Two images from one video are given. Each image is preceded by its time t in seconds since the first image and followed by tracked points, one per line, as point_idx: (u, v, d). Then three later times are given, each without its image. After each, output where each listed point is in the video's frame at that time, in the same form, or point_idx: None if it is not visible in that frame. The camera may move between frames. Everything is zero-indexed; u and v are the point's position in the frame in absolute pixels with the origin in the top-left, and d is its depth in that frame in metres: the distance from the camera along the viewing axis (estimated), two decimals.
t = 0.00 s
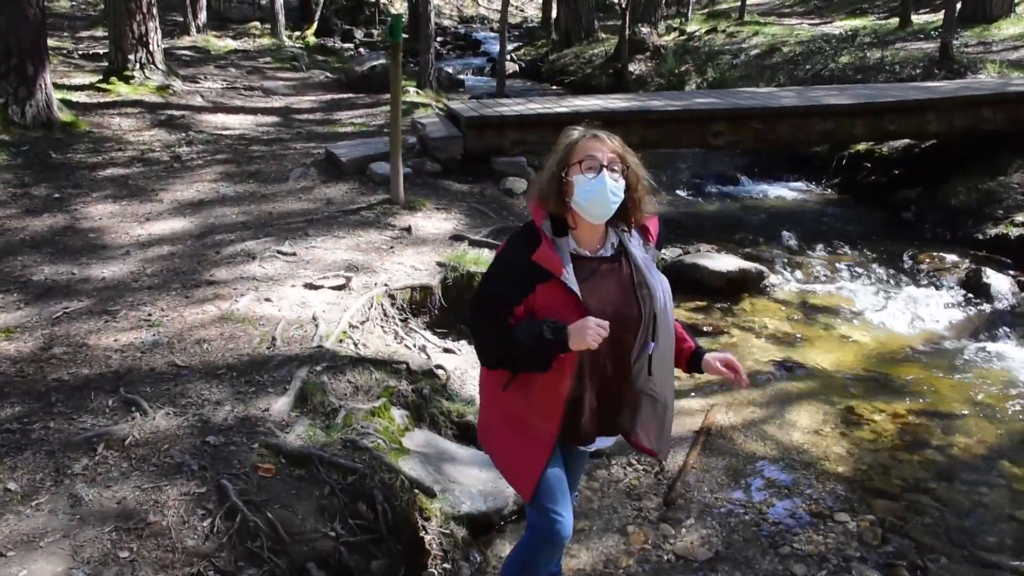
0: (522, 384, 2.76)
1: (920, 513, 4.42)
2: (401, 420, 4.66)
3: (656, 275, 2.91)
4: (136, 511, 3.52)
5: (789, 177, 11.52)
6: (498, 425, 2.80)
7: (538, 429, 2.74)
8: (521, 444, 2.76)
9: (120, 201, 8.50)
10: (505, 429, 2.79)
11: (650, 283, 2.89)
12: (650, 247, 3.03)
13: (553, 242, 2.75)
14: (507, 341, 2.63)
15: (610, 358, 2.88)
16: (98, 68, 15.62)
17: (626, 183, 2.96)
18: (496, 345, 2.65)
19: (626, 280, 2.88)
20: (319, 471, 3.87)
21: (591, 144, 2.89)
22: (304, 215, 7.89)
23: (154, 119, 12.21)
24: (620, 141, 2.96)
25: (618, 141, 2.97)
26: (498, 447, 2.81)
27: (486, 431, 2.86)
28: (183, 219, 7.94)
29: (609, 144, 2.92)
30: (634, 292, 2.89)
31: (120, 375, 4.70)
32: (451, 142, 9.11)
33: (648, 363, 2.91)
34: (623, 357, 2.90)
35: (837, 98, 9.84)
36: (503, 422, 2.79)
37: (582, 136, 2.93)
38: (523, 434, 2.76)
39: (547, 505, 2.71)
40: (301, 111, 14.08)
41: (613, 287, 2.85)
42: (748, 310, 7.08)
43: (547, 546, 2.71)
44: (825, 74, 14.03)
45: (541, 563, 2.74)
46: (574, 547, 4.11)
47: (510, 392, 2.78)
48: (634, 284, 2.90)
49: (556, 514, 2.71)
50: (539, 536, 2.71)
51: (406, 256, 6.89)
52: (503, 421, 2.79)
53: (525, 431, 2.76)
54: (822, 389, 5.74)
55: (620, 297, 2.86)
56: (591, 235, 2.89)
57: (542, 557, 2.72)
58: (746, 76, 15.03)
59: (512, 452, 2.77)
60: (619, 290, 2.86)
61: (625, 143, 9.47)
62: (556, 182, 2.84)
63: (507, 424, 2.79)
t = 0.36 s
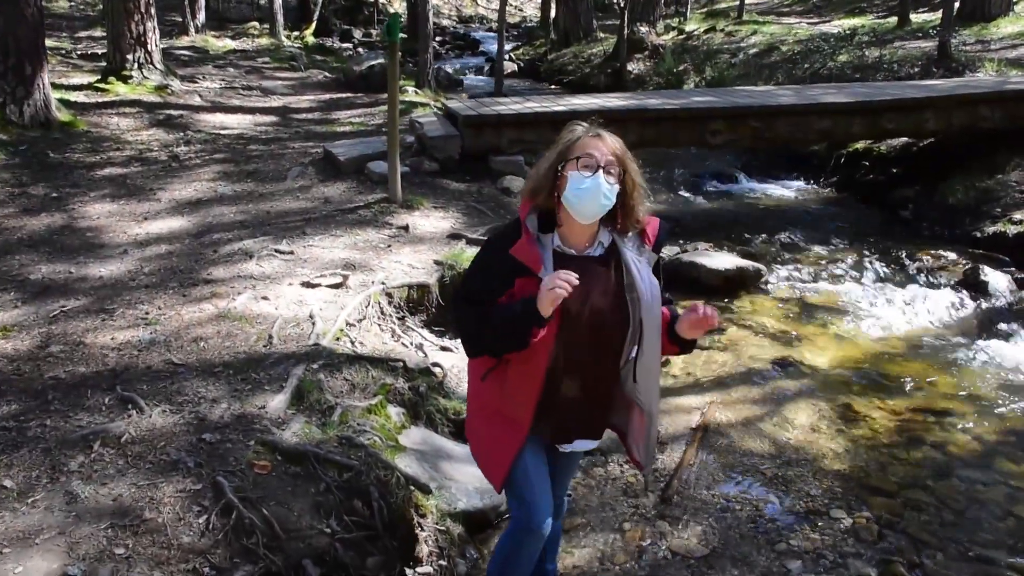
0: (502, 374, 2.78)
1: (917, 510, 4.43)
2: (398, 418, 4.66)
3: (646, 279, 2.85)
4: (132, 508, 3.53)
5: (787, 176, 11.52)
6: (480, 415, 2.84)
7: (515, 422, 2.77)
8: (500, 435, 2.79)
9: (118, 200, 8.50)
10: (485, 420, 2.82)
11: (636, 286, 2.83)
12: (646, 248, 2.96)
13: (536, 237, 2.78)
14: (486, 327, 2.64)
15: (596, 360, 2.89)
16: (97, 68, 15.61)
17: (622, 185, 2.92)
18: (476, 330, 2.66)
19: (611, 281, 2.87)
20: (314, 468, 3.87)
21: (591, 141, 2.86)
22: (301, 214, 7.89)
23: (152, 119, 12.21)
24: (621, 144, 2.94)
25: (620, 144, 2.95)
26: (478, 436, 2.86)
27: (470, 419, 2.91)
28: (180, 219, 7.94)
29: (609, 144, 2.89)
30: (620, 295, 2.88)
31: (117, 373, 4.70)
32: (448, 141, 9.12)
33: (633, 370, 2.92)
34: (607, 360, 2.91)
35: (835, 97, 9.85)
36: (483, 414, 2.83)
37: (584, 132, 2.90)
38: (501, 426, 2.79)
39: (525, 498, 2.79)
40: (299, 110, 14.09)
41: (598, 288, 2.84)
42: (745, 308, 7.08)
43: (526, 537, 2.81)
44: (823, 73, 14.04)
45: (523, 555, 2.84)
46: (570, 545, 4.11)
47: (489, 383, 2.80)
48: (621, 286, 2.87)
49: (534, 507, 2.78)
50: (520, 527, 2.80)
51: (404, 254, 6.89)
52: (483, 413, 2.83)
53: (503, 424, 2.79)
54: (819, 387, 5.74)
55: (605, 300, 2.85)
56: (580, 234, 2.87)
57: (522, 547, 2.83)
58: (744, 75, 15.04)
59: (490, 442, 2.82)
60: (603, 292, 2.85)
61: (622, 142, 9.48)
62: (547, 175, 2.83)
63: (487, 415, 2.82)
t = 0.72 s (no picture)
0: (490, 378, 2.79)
1: (911, 507, 4.45)
2: (395, 415, 4.68)
3: (633, 283, 2.87)
4: (130, 503, 3.55)
5: (785, 176, 11.55)
6: (467, 413, 2.87)
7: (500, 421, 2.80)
8: (489, 435, 2.81)
9: (118, 200, 8.53)
10: (472, 419, 2.85)
11: (622, 290, 2.85)
12: (635, 251, 2.97)
13: (522, 242, 2.77)
14: (478, 331, 2.66)
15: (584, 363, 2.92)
16: (98, 68, 15.65)
17: (616, 195, 2.95)
18: (470, 335, 2.67)
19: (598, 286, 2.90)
20: (312, 464, 3.90)
21: (587, 151, 2.89)
22: (301, 213, 7.92)
23: (153, 119, 12.24)
24: (617, 153, 2.96)
25: (617, 155, 2.97)
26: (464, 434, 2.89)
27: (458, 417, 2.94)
28: (180, 218, 7.97)
29: (606, 155, 2.91)
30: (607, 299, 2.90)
31: (117, 370, 4.73)
32: (447, 141, 9.17)
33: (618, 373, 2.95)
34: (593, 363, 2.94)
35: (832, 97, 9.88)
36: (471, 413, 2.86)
37: (581, 140, 2.92)
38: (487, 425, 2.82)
39: (513, 495, 2.81)
40: (299, 111, 14.13)
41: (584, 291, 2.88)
42: (742, 307, 7.11)
43: (515, 534, 2.81)
44: (821, 73, 14.08)
45: (513, 553, 2.84)
46: (566, 542, 4.13)
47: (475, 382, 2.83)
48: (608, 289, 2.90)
49: (523, 504, 2.80)
50: (508, 524, 2.81)
51: (402, 253, 6.92)
52: (471, 412, 2.86)
53: (489, 423, 2.82)
54: (814, 385, 5.77)
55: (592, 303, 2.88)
56: (564, 241, 2.89)
57: (510, 544, 2.83)
58: (743, 76, 15.10)
59: (476, 441, 2.84)
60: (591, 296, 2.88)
61: (620, 142, 9.50)
62: (540, 182, 2.86)
63: (474, 413, 2.85)
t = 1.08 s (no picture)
0: (488, 378, 2.77)
1: (906, 501, 4.45)
2: (390, 410, 4.68)
3: (622, 283, 2.88)
4: (123, 496, 3.55)
5: (783, 174, 11.55)
6: (457, 411, 2.85)
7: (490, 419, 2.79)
8: (478, 433, 2.80)
9: (115, 197, 8.53)
10: (463, 416, 2.84)
11: (611, 291, 2.86)
12: (624, 252, 2.96)
13: (510, 245, 2.78)
14: (482, 332, 2.67)
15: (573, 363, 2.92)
16: (96, 67, 15.64)
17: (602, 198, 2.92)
18: (475, 333, 2.69)
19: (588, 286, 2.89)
20: (305, 458, 3.90)
21: (570, 156, 2.85)
22: (297, 210, 7.92)
23: (150, 118, 12.23)
24: (602, 154, 2.93)
25: (603, 157, 2.94)
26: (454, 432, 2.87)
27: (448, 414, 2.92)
28: (177, 215, 7.97)
29: (591, 159, 2.87)
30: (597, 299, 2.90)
31: (111, 365, 4.73)
32: (444, 138, 9.18)
33: (606, 371, 2.98)
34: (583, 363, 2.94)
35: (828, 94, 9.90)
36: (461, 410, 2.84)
37: (566, 143, 2.89)
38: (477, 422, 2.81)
39: (505, 488, 2.83)
40: (296, 109, 14.13)
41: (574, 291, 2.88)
42: (738, 304, 7.11)
43: (506, 525, 2.85)
44: (818, 72, 14.08)
45: (505, 544, 2.88)
46: (560, 535, 4.13)
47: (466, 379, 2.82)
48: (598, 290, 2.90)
49: (515, 496, 2.82)
50: (499, 515, 2.84)
51: (398, 250, 6.92)
52: (461, 409, 2.84)
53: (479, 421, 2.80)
54: (809, 381, 5.77)
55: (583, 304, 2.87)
56: (554, 244, 2.88)
57: (502, 534, 2.87)
58: (741, 74, 15.15)
59: (466, 438, 2.83)
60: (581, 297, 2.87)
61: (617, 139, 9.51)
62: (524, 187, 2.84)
63: (464, 411, 2.83)
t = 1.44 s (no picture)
0: (472, 373, 2.77)
1: (898, 496, 4.46)
2: (382, 406, 4.68)
3: (606, 281, 2.87)
4: (113, 490, 3.55)
5: (779, 172, 11.55)
6: (443, 407, 2.86)
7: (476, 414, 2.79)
8: (464, 428, 2.80)
9: (110, 195, 8.52)
10: (448, 413, 2.84)
11: (595, 290, 2.84)
12: (609, 250, 2.93)
13: (495, 242, 2.77)
14: (470, 327, 2.71)
15: (557, 361, 2.92)
16: (93, 66, 15.63)
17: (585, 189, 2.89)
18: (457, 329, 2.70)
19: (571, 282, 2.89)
20: (296, 453, 3.92)
21: (549, 148, 2.84)
22: (292, 207, 7.93)
23: (147, 117, 12.23)
24: (582, 145, 2.92)
25: (584, 149, 2.92)
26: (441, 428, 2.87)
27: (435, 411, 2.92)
28: (172, 212, 7.97)
29: (570, 151, 2.86)
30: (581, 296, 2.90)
31: (103, 361, 4.72)
32: (439, 135, 9.19)
33: (590, 371, 2.96)
34: (566, 360, 2.94)
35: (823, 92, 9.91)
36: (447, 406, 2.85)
37: (545, 136, 2.88)
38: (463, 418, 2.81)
39: (491, 483, 2.83)
40: (293, 108, 14.13)
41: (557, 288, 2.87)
42: (733, 301, 7.11)
43: (493, 520, 2.85)
44: (816, 70, 14.09)
45: (492, 540, 2.88)
46: (552, 530, 4.13)
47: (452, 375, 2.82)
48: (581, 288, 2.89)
49: (501, 491, 2.82)
50: (486, 511, 2.84)
51: (393, 246, 6.92)
52: (447, 405, 2.85)
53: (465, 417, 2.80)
54: (803, 377, 5.77)
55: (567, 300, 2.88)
56: (538, 238, 2.84)
57: (490, 531, 2.87)
58: (737, 73, 15.16)
59: (452, 433, 2.83)
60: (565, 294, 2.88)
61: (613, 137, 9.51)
62: (505, 183, 2.82)
63: (450, 406, 2.83)
